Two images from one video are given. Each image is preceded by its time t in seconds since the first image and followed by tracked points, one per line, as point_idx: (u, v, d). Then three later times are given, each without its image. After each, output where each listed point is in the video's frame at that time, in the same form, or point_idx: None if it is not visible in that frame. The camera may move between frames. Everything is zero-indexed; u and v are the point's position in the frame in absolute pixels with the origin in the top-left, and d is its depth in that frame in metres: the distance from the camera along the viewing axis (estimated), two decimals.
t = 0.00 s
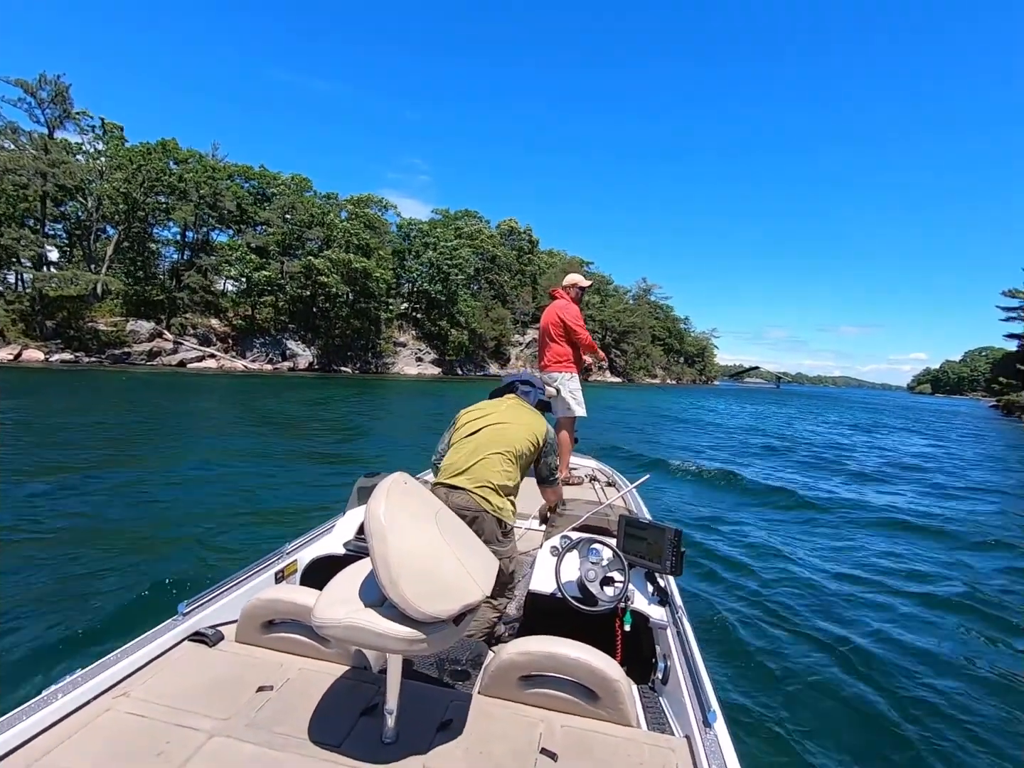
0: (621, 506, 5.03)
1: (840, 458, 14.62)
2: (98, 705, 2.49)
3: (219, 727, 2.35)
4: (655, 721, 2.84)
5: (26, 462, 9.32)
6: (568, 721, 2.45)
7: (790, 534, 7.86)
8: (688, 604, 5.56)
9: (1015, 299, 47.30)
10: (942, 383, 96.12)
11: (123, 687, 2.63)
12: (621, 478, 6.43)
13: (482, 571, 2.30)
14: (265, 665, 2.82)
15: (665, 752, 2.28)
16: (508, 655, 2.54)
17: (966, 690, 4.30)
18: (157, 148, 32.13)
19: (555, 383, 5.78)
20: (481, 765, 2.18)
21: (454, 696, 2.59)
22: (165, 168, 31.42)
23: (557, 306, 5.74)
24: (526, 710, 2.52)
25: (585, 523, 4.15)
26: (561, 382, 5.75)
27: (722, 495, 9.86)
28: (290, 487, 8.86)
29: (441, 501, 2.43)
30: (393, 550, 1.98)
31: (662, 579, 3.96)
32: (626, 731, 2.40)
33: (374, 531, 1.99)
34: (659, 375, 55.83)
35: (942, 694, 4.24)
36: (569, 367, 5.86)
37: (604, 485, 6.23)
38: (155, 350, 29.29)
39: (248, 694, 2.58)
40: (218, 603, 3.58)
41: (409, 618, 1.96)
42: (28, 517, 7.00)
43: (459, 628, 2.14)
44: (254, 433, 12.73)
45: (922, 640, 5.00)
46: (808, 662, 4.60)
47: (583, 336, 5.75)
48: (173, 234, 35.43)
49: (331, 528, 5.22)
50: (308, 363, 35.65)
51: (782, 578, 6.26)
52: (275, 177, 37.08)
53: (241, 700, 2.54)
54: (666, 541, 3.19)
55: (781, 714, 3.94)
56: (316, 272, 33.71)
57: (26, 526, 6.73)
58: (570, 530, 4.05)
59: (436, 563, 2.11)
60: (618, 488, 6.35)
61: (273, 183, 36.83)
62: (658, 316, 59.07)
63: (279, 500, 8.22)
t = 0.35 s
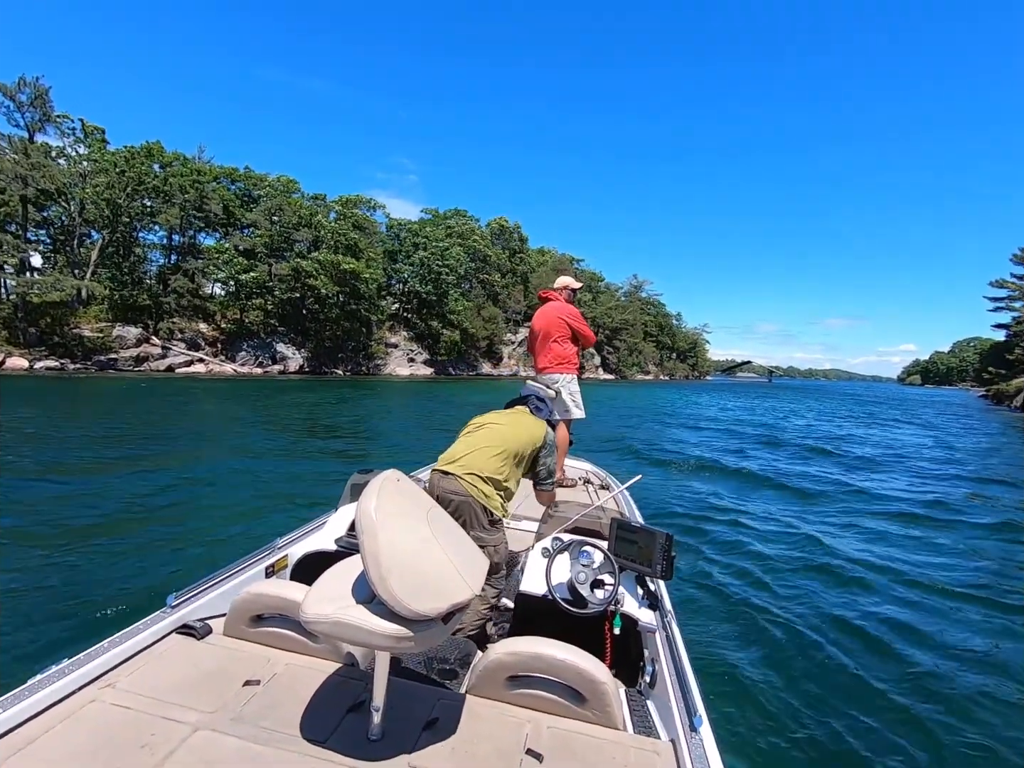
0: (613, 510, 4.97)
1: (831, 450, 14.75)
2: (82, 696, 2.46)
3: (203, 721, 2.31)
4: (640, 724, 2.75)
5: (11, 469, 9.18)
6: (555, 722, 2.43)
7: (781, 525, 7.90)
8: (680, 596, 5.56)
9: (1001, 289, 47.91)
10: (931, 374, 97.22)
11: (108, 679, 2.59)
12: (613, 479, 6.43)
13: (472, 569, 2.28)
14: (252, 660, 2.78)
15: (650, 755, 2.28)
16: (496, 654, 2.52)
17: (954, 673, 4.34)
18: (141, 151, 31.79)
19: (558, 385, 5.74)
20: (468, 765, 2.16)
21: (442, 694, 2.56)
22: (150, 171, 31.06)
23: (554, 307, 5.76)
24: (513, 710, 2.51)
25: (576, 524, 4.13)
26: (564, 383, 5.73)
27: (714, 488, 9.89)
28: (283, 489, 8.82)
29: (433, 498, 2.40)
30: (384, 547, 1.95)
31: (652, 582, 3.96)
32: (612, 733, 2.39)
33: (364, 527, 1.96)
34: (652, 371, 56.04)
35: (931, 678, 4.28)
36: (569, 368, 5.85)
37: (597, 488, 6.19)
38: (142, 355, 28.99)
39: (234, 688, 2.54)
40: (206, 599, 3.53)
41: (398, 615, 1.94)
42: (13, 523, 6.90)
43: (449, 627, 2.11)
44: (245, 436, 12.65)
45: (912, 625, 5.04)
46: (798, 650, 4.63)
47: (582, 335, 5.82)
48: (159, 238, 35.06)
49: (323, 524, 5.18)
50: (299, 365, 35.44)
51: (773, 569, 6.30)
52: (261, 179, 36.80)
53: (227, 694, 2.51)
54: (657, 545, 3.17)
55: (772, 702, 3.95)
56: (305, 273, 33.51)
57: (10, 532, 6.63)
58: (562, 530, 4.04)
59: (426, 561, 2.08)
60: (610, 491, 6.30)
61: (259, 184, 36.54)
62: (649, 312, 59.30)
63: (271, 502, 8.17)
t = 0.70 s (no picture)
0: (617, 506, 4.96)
1: (826, 443, 14.82)
2: (91, 712, 2.44)
3: (215, 733, 2.30)
4: (652, 722, 2.82)
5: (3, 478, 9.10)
6: (565, 723, 2.43)
7: (779, 519, 7.94)
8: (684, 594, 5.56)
9: (993, 280, 48.27)
10: (924, 365, 97.93)
11: (118, 694, 2.57)
12: (614, 476, 6.44)
13: (477, 572, 2.27)
14: (260, 670, 2.76)
15: (662, 752, 2.29)
16: (505, 656, 2.51)
17: (953, 665, 4.37)
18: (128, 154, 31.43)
19: (562, 384, 5.74)
20: None
21: (451, 698, 2.56)
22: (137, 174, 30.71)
23: (558, 306, 5.80)
24: (523, 711, 2.51)
25: (580, 523, 4.11)
26: (568, 381, 5.72)
27: (712, 484, 9.92)
28: (283, 494, 8.77)
29: (436, 502, 2.38)
30: (389, 551, 1.94)
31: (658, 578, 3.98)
32: (624, 731, 2.39)
33: (368, 534, 1.94)
34: (646, 367, 56.11)
35: (931, 671, 4.30)
36: (573, 367, 5.84)
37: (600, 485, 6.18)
38: (132, 361, 28.72)
39: (244, 699, 2.53)
40: (213, 609, 3.51)
41: (405, 620, 1.92)
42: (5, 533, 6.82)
43: (456, 630, 2.10)
44: (242, 441, 12.57)
45: (909, 618, 5.07)
46: (799, 645, 4.66)
47: (586, 336, 5.82)
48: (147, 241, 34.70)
49: (327, 531, 5.15)
50: (291, 368, 35.22)
51: (772, 563, 6.33)
52: (250, 180, 36.46)
53: (237, 705, 2.49)
54: (662, 542, 3.18)
55: (774, 698, 3.98)
56: (296, 275, 33.25)
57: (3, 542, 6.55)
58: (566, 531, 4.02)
59: (431, 564, 2.07)
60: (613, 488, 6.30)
61: (248, 185, 36.21)
62: (642, 308, 59.34)
63: (271, 506, 8.13)
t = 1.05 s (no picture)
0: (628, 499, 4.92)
1: (822, 442, 14.91)
2: (114, 722, 2.42)
3: (238, 739, 2.29)
4: (671, 713, 2.85)
5: None
6: (585, 717, 2.43)
7: (778, 519, 7.97)
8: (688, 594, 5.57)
9: (985, 281, 48.73)
10: (916, 366, 98.87)
11: (139, 704, 2.55)
12: (623, 469, 6.42)
13: (492, 571, 2.26)
14: (278, 676, 2.75)
15: (684, 742, 2.29)
16: (521, 653, 2.51)
17: (957, 665, 4.41)
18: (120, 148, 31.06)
19: (562, 379, 5.75)
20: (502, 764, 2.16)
21: (471, 696, 2.56)
22: (129, 167, 30.37)
23: (566, 301, 5.77)
24: (541, 708, 2.50)
25: (590, 518, 4.10)
26: (569, 378, 5.72)
27: (712, 483, 9.96)
28: (285, 492, 8.71)
29: (448, 504, 2.38)
30: (403, 553, 1.95)
31: (670, 570, 3.97)
32: (644, 724, 2.39)
33: (382, 537, 1.95)
34: (641, 366, 56.23)
35: (935, 671, 4.33)
36: (577, 363, 5.83)
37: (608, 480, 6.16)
38: (122, 357, 28.45)
39: (265, 706, 2.51)
40: (231, 616, 3.50)
41: (423, 621, 1.92)
42: None
43: (473, 629, 2.10)
44: (240, 439, 12.48)
45: (911, 618, 5.10)
46: (804, 645, 4.67)
47: (592, 333, 5.79)
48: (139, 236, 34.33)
49: (338, 535, 5.11)
50: (285, 365, 35.05)
51: (774, 563, 6.36)
52: (244, 174, 36.13)
53: (258, 712, 2.48)
54: (674, 533, 3.19)
55: (781, 698, 3.99)
56: (290, 271, 33.02)
57: None
58: (578, 526, 4.01)
59: (446, 566, 2.07)
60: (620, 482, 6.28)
61: (241, 180, 35.89)
62: (637, 307, 59.43)
63: (273, 505, 8.07)
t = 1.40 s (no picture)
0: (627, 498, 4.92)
1: (812, 446, 15.02)
2: (112, 713, 2.41)
3: (236, 731, 2.28)
4: (667, 710, 2.84)
5: None
6: (581, 714, 2.42)
7: (771, 521, 8.00)
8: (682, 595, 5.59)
9: (976, 290, 49.40)
10: (905, 373, 99.96)
11: (137, 695, 2.54)
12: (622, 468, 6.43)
13: (491, 567, 2.25)
14: (276, 668, 2.74)
15: (679, 740, 2.28)
16: (518, 649, 2.50)
17: (946, 666, 4.45)
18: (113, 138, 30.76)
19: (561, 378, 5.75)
20: (500, 760, 2.15)
21: (468, 691, 2.54)
22: (120, 159, 30.02)
23: (562, 300, 5.77)
24: (538, 703, 2.50)
25: (589, 514, 4.09)
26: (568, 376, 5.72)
27: (706, 486, 10.00)
28: (278, 489, 8.65)
29: (447, 499, 2.37)
30: (402, 548, 1.94)
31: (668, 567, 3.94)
32: (641, 721, 2.38)
33: (381, 532, 1.95)
34: (634, 368, 56.38)
35: (925, 673, 4.35)
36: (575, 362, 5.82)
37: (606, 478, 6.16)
38: (110, 350, 28.09)
39: (263, 698, 2.51)
40: (230, 609, 3.49)
41: (421, 616, 1.91)
42: None
43: (471, 624, 2.09)
44: (231, 434, 12.40)
45: (900, 621, 5.14)
46: (795, 646, 4.70)
47: (588, 332, 5.72)
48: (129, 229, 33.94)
49: (337, 531, 5.05)
50: (275, 361, 34.77)
51: (765, 565, 6.39)
52: (238, 168, 35.81)
53: (256, 704, 2.47)
54: (673, 531, 3.19)
55: (771, 698, 4.02)
56: (282, 266, 32.80)
57: None
58: (578, 523, 3.99)
59: (445, 562, 2.06)
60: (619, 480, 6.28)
61: (235, 174, 35.59)
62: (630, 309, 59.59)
63: (267, 501, 8.02)
